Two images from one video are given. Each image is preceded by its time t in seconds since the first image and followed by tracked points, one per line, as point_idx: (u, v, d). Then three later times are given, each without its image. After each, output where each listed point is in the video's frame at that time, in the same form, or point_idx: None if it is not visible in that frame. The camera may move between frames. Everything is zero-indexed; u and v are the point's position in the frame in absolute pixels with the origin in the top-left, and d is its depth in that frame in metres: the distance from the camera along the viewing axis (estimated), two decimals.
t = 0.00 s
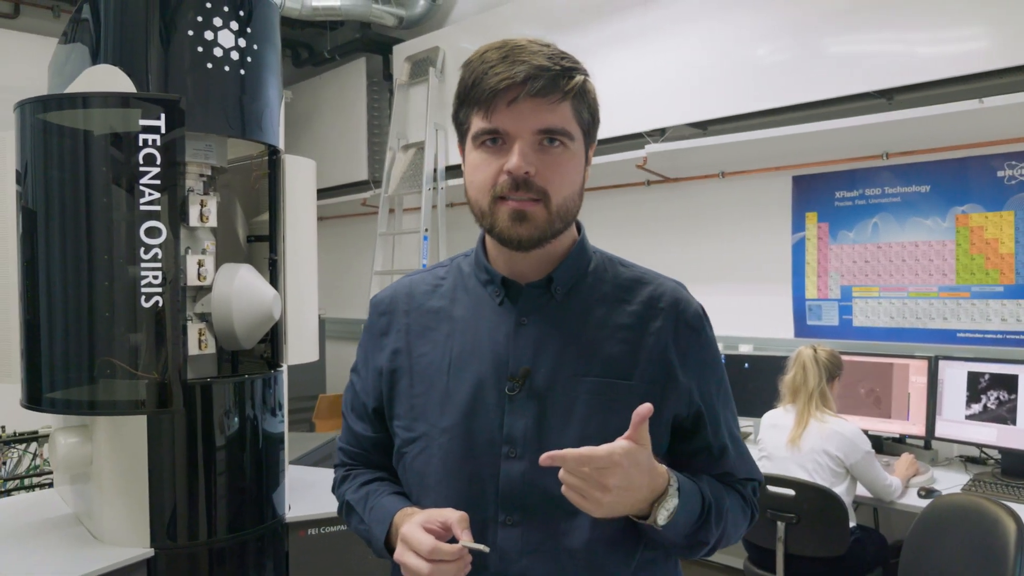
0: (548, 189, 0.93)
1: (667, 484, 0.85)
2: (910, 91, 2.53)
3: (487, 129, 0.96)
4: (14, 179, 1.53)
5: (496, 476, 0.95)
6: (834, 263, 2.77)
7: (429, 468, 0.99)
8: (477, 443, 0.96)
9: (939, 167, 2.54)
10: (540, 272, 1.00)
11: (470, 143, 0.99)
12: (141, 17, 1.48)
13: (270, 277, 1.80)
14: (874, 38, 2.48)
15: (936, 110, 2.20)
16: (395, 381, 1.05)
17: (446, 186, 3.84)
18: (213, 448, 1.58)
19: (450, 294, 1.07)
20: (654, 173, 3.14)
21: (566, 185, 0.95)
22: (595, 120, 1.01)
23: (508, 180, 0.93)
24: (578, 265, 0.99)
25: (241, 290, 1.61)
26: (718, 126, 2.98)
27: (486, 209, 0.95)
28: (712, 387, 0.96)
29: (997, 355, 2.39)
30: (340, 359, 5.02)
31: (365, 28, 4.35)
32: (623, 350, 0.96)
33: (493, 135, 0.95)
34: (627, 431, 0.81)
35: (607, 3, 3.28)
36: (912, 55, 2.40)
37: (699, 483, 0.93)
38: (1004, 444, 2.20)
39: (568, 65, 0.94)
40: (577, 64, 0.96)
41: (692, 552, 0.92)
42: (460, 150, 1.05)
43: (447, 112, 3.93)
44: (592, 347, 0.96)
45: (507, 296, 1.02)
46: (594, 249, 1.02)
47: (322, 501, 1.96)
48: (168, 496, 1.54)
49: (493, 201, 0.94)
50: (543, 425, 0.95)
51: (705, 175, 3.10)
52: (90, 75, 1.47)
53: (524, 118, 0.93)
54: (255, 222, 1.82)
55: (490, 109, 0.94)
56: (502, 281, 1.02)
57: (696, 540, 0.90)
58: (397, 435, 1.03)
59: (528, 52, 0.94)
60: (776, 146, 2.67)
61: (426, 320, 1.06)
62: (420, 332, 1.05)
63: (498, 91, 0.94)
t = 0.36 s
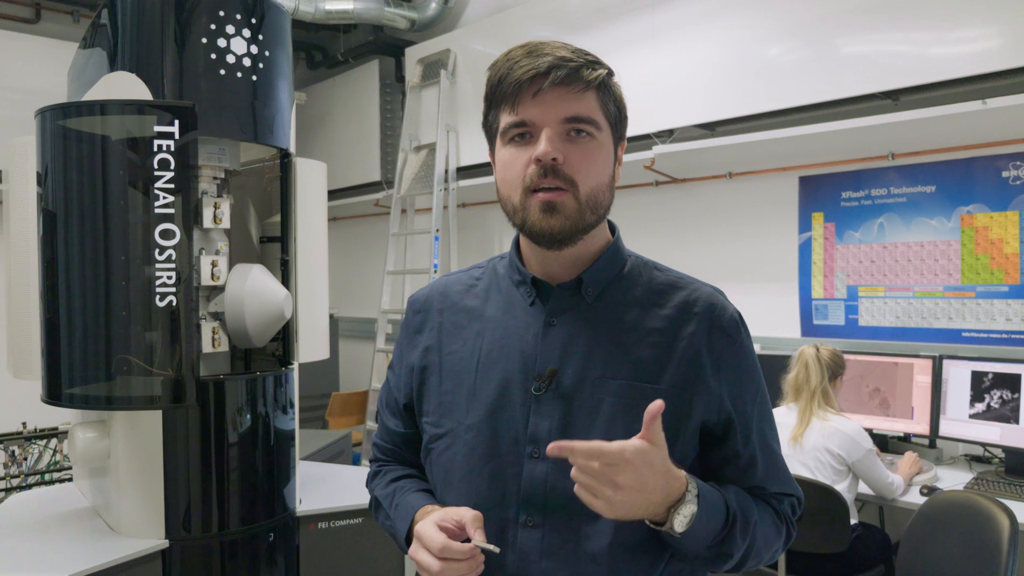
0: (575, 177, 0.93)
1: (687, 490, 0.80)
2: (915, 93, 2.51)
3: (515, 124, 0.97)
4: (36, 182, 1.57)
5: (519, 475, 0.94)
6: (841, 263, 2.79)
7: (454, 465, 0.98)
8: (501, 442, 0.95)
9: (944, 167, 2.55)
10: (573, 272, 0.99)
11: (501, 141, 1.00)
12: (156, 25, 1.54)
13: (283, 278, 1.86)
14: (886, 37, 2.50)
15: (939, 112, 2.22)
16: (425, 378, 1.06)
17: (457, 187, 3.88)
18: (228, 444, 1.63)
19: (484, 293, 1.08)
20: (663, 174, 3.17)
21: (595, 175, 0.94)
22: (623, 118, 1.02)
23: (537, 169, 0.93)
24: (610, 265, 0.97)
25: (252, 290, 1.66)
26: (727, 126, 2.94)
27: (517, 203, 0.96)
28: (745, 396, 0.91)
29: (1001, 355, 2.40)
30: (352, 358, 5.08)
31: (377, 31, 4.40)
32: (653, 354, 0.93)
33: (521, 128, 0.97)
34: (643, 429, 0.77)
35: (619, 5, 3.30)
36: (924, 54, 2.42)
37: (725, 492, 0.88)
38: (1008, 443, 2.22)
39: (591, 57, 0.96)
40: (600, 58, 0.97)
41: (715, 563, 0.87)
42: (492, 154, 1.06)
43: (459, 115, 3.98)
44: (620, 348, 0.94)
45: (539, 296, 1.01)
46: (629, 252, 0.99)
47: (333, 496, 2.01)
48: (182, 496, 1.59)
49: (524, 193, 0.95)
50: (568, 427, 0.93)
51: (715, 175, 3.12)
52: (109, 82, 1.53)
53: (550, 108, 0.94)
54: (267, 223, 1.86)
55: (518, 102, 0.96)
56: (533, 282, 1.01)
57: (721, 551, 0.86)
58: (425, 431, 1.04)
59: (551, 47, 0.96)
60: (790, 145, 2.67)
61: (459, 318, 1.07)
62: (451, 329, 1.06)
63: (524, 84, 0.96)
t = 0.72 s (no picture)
0: (573, 180, 0.94)
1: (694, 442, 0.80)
2: (918, 96, 2.53)
3: (516, 132, 1.00)
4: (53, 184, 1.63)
5: (521, 467, 0.95)
6: (844, 263, 2.81)
7: (458, 460, 1.00)
8: (504, 436, 0.97)
9: (947, 168, 2.56)
10: (573, 272, 1.00)
11: (503, 150, 1.03)
12: (170, 34, 1.59)
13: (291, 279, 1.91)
14: (890, 39, 2.50)
15: (937, 114, 2.24)
16: (432, 378, 1.08)
17: (465, 188, 3.92)
18: (237, 440, 1.68)
19: (491, 296, 1.10)
20: (668, 175, 3.20)
21: (593, 178, 0.96)
22: (622, 128, 1.04)
23: (536, 173, 0.95)
24: (614, 265, 0.98)
25: (261, 291, 1.71)
26: (731, 129, 3.00)
27: (517, 206, 0.97)
28: (749, 390, 0.89)
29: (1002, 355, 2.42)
30: (362, 357, 5.14)
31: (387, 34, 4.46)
32: (653, 349, 0.93)
33: (521, 135, 0.99)
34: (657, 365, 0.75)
35: (625, 7, 3.33)
36: (927, 56, 2.42)
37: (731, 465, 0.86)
38: (1007, 442, 2.24)
39: (587, 67, 0.98)
40: (597, 69, 1.00)
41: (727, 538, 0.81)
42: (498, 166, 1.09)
43: (467, 117, 4.02)
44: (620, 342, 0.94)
45: (543, 296, 1.03)
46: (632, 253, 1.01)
47: (340, 492, 2.06)
48: (194, 494, 1.64)
49: (523, 196, 0.97)
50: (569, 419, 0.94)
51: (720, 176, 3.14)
52: (124, 89, 1.59)
53: (548, 115, 0.97)
54: (276, 224, 1.91)
55: (517, 111, 0.99)
56: (537, 283, 1.03)
57: (732, 522, 0.81)
58: (432, 428, 1.06)
59: (549, 59, 0.99)
60: (796, 145, 2.68)
61: (466, 320, 1.09)
62: (458, 331, 1.08)
63: (523, 94, 0.99)
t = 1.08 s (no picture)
0: (542, 187, 0.96)
1: (659, 474, 0.83)
2: (920, 98, 2.55)
3: (487, 137, 1.01)
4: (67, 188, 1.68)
5: (496, 478, 0.97)
6: (847, 265, 2.83)
7: (433, 473, 1.02)
8: (478, 448, 0.99)
9: (948, 170, 2.58)
10: (542, 281, 1.03)
11: (474, 153, 1.04)
12: (180, 43, 1.64)
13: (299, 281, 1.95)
14: (900, 38, 2.49)
15: (937, 117, 2.25)
16: (405, 390, 1.09)
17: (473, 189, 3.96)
18: (248, 438, 1.73)
19: (459, 305, 1.11)
20: (673, 177, 3.23)
21: (562, 186, 0.98)
22: (592, 134, 1.06)
23: (505, 180, 0.97)
24: (580, 273, 1.01)
25: (270, 292, 1.75)
26: (735, 131, 3.02)
27: (486, 211, 0.99)
28: (714, 392, 0.94)
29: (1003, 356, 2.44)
30: (371, 356, 5.19)
31: (397, 37, 4.50)
32: (624, 359, 0.96)
33: (492, 140, 1.01)
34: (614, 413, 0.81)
35: (630, 11, 3.35)
36: (933, 57, 2.41)
37: (696, 486, 0.90)
38: (1006, 443, 2.26)
39: (559, 75, 1.00)
40: (570, 76, 1.01)
41: (692, 555, 0.87)
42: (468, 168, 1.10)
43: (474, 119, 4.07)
44: (591, 352, 0.97)
45: (511, 305, 1.05)
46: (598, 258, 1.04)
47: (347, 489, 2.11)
48: (204, 491, 1.69)
49: (492, 201, 0.98)
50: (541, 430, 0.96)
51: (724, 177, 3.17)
52: (136, 95, 1.64)
53: (519, 122, 0.98)
54: (285, 227, 1.95)
55: (489, 116, 1.01)
56: (505, 291, 1.05)
57: (696, 542, 0.86)
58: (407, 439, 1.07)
59: (522, 65, 1.01)
60: (798, 148, 2.69)
61: (436, 330, 1.10)
62: (427, 342, 1.10)
63: (495, 99, 1.00)
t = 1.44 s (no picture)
0: (489, 199, 0.96)
1: (626, 488, 0.87)
2: (935, 100, 2.55)
3: (430, 148, 1.00)
4: (93, 189, 1.72)
5: (464, 493, 0.97)
6: (860, 265, 2.84)
7: (396, 492, 1.00)
8: (442, 464, 0.98)
9: (962, 171, 2.58)
10: (493, 289, 1.03)
11: (417, 164, 1.03)
12: (200, 49, 1.69)
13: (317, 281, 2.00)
14: (915, 39, 2.48)
15: (950, 118, 2.25)
16: (357, 410, 1.06)
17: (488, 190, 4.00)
18: (265, 436, 1.78)
19: (407, 319, 1.09)
20: (687, 178, 3.25)
21: (509, 196, 0.98)
22: (534, 140, 1.06)
23: (452, 193, 0.96)
24: (529, 281, 1.02)
25: (288, 292, 1.79)
26: (750, 131, 3.04)
27: (434, 224, 0.98)
28: (668, 390, 1.00)
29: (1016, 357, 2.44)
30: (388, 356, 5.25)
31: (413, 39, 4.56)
32: (581, 362, 0.99)
33: (436, 151, 0.99)
34: (580, 436, 0.84)
35: (643, 13, 3.36)
36: (949, 57, 2.41)
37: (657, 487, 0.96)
38: (1019, 443, 2.27)
39: (502, 83, 0.99)
40: (512, 83, 1.01)
41: (658, 555, 0.93)
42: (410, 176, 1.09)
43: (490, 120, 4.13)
44: (549, 360, 0.99)
45: (463, 315, 1.04)
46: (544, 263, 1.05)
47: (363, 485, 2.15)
48: (222, 489, 1.74)
49: (439, 215, 0.98)
50: (508, 440, 0.98)
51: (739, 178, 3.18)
52: (159, 99, 1.69)
53: (464, 133, 0.97)
54: (303, 228, 2.00)
55: (432, 127, 0.99)
56: (457, 301, 1.04)
57: (662, 543, 0.92)
58: (365, 459, 1.04)
59: (464, 74, 1.00)
60: (811, 149, 2.70)
61: (384, 346, 1.07)
62: (376, 359, 1.07)
63: (438, 110, 0.99)
